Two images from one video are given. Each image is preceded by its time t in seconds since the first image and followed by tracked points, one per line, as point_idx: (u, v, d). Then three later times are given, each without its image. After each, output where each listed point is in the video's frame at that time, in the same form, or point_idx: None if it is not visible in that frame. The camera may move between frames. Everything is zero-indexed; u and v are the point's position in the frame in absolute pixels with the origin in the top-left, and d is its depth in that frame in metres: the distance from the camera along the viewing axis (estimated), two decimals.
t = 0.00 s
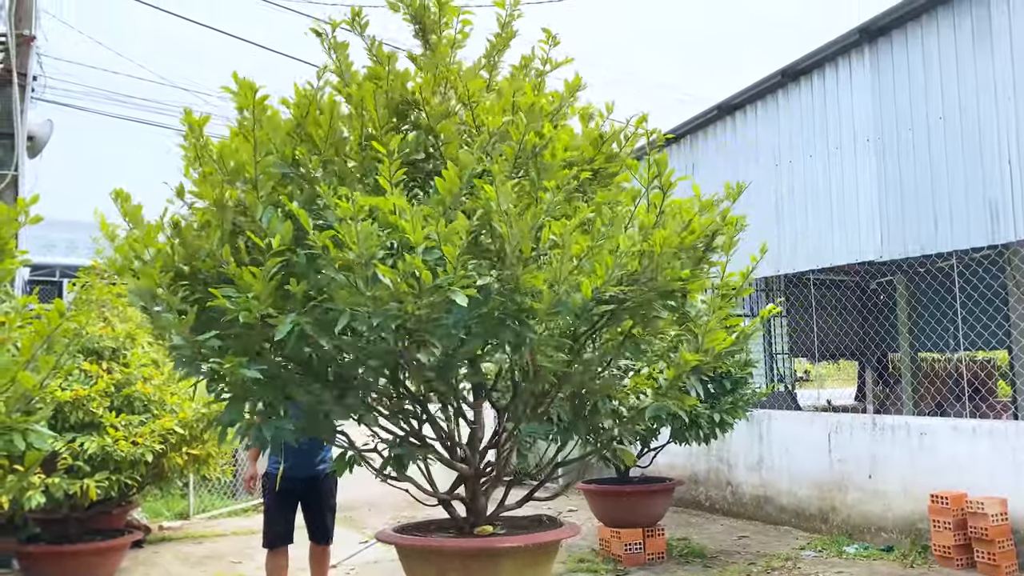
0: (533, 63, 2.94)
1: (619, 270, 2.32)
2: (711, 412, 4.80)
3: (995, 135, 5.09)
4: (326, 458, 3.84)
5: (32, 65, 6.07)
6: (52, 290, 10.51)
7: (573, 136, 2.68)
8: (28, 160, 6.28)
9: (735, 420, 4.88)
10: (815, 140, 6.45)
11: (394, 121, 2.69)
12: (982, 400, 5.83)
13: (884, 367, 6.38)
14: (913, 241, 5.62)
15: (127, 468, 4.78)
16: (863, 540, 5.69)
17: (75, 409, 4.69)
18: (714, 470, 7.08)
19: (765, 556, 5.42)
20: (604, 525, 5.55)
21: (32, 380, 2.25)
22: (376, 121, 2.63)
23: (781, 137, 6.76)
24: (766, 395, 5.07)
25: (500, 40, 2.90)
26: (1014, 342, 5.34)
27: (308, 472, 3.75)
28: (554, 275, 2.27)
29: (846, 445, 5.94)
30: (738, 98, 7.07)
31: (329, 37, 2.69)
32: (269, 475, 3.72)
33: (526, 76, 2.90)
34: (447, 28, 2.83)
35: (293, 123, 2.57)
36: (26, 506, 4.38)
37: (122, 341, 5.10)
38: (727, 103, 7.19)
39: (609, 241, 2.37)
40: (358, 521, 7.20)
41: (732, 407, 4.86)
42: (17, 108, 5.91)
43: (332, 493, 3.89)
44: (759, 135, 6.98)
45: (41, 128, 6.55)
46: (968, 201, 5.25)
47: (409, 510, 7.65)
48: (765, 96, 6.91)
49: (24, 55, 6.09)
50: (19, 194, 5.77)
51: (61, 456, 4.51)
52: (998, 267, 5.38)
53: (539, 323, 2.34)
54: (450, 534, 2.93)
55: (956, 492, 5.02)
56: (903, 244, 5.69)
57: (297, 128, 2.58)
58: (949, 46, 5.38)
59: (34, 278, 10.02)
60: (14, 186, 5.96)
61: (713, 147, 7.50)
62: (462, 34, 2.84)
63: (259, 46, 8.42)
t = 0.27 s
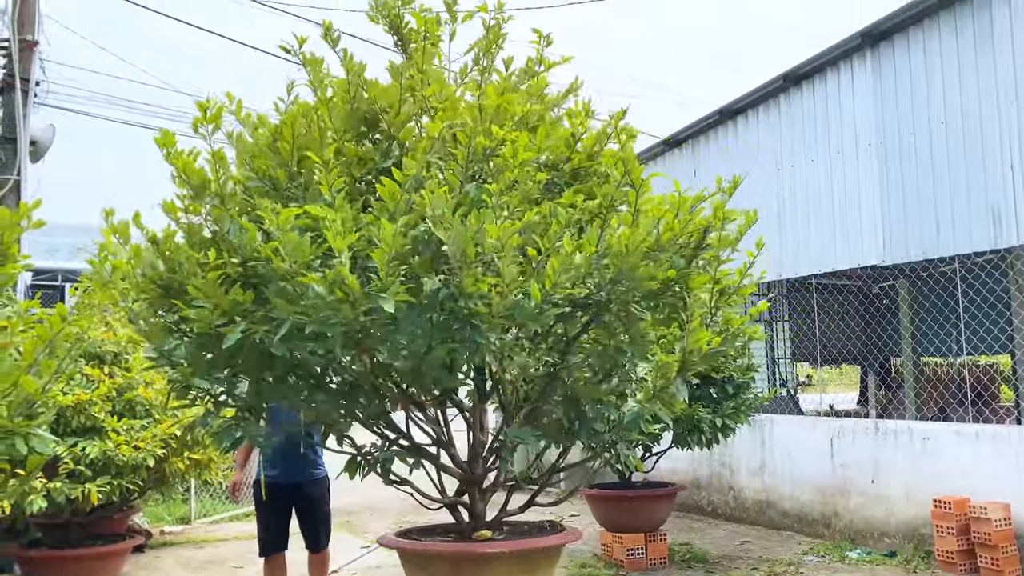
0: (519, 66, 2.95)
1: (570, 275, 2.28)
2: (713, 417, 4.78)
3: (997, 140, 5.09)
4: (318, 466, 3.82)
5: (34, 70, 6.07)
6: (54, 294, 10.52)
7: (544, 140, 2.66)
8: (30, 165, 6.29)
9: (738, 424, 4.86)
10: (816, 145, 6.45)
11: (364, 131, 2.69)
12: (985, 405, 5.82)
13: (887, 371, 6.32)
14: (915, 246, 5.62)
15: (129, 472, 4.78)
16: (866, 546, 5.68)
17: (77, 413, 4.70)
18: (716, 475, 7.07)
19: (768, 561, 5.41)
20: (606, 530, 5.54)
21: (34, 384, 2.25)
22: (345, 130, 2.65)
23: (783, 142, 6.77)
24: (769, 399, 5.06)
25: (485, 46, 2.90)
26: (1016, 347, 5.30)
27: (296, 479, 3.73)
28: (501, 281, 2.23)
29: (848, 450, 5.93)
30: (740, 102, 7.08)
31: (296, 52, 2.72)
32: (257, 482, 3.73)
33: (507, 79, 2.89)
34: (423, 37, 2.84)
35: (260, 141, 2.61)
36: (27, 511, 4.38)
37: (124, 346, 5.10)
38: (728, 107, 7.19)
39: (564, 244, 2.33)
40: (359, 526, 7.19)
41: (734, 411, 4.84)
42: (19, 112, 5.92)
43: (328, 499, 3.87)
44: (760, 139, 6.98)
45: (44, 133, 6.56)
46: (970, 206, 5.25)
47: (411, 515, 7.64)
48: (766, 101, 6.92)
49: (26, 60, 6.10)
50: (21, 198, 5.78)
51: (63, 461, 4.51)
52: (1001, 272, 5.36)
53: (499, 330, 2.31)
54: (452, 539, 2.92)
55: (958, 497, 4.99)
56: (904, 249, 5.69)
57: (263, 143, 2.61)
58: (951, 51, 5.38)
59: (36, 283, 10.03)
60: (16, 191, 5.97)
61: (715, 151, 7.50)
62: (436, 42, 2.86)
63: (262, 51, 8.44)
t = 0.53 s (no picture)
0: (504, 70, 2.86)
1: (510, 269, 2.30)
2: (715, 420, 4.77)
3: (999, 143, 5.09)
4: (308, 467, 3.79)
5: (37, 75, 6.09)
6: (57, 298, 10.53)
7: (513, 139, 2.63)
8: (32, 168, 6.30)
9: (740, 428, 4.84)
10: (817, 148, 6.45)
11: (336, 143, 2.67)
12: (987, 409, 5.82)
13: (888, 375, 6.35)
14: (916, 249, 5.62)
15: (130, 476, 4.78)
16: (869, 549, 5.66)
17: (79, 417, 4.70)
18: (718, 478, 7.06)
19: (770, 565, 5.40)
20: (607, 533, 5.53)
21: (36, 387, 2.25)
22: (317, 140, 2.64)
23: (784, 145, 6.77)
24: (771, 403, 5.04)
25: (473, 50, 2.87)
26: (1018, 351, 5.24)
27: (287, 484, 3.71)
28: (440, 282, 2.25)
29: (850, 453, 5.92)
30: (741, 106, 7.08)
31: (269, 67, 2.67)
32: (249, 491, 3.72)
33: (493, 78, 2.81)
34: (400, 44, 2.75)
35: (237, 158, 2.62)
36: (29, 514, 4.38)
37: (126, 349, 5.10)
38: (730, 110, 7.20)
39: (513, 241, 2.35)
40: (361, 529, 7.19)
41: (735, 415, 4.83)
42: (22, 116, 5.94)
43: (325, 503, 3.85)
44: (762, 143, 6.99)
45: (46, 137, 6.58)
46: (971, 210, 5.26)
47: (413, 519, 7.64)
48: (768, 104, 6.92)
49: (29, 64, 6.12)
50: (24, 202, 5.79)
51: (64, 464, 4.50)
52: (1002, 275, 5.32)
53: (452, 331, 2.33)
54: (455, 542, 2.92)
55: (961, 502, 4.96)
56: (906, 252, 5.69)
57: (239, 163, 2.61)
58: (952, 54, 5.38)
59: (39, 286, 10.03)
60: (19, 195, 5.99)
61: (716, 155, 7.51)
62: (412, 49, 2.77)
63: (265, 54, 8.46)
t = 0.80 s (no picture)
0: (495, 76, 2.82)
1: (452, 274, 2.28)
2: (717, 423, 4.76)
3: (1000, 146, 5.10)
4: (310, 471, 3.79)
5: (40, 78, 6.10)
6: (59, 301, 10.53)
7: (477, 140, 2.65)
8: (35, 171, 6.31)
9: (741, 431, 4.84)
10: (819, 151, 6.45)
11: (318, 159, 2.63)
12: (989, 411, 5.84)
13: (891, 377, 6.43)
14: (918, 252, 5.62)
15: (132, 478, 4.79)
16: (871, 552, 5.66)
17: (81, 419, 4.70)
18: (719, 481, 7.05)
19: (772, 568, 5.40)
20: (609, 536, 5.53)
21: (39, 389, 2.25)
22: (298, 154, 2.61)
23: (785, 148, 6.77)
24: (773, 406, 5.03)
25: (462, 55, 2.87)
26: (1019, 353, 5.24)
27: (288, 488, 3.73)
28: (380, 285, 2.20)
29: (852, 456, 5.91)
30: (742, 109, 7.09)
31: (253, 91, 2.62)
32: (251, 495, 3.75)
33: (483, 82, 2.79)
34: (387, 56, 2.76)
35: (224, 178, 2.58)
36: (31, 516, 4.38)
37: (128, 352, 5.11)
38: (732, 113, 7.20)
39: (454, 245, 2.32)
40: (362, 532, 7.18)
41: (737, 418, 4.82)
42: (25, 119, 5.95)
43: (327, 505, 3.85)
44: (763, 146, 6.99)
45: (49, 140, 6.58)
46: (973, 213, 5.26)
47: (414, 521, 7.63)
48: (769, 107, 6.93)
49: (32, 67, 6.13)
50: (26, 204, 5.80)
51: (67, 467, 4.50)
52: (1004, 278, 5.33)
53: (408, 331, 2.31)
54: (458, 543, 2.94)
55: (963, 504, 4.95)
56: (907, 255, 5.69)
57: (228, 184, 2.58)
58: (953, 57, 5.39)
59: (41, 289, 10.03)
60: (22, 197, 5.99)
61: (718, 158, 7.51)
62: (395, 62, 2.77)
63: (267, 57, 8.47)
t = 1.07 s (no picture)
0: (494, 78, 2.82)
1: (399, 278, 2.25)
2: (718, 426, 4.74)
3: (1001, 148, 5.10)
4: (319, 473, 3.81)
5: (42, 81, 6.11)
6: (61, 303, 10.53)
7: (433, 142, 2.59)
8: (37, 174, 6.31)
9: (743, 433, 4.82)
10: (820, 153, 6.46)
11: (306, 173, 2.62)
12: (992, 414, 5.82)
13: (892, 380, 6.49)
14: (919, 254, 5.61)
15: (133, 481, 4.79)
16: (872, 555, 5.65)
17: (82, 422, 4.70)
18: (720, 484, 7.04)
19: (773, 571, 5.39)
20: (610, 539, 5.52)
21: (41, 391, 2.26)
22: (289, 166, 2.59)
23: (786, 151, 6.78)
24: (775, 408, 5.01)
25: (455, 57, 2.84)
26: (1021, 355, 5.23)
27: (296, 489, 3.74)
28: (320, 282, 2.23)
29: (854, 459, 5.91)
30: (743, 112, 7.09)
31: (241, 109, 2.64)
32: (260, 495, 3.75)
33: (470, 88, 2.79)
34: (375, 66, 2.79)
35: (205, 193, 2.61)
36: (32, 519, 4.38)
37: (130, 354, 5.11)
38: (732, 116, 7.21)
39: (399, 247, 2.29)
40: (363, 535, 7.18)
41: (739, 420, 4.80)
42: (27, 123, 5.95)
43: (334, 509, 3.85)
44: (764, 148, 6.99)
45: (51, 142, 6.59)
46: (974, 215, 5.25)
47: (415, 524, 7.63)
48: (770, 110, 6.93)
49: (34, 70, 6.14)
50: (28, 207, 5.80)
51: (68, 469, 4.50)
52: (1005, 280, 5.32)
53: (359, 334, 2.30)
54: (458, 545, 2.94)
55: (964, 507, 4.95)
56: (909, 258, 5.68)
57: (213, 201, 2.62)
58: (954, 60, 5.39)
59: (42, 291, 10.03)
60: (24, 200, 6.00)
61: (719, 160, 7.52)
62: (383, 71, 2.77)
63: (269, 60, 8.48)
